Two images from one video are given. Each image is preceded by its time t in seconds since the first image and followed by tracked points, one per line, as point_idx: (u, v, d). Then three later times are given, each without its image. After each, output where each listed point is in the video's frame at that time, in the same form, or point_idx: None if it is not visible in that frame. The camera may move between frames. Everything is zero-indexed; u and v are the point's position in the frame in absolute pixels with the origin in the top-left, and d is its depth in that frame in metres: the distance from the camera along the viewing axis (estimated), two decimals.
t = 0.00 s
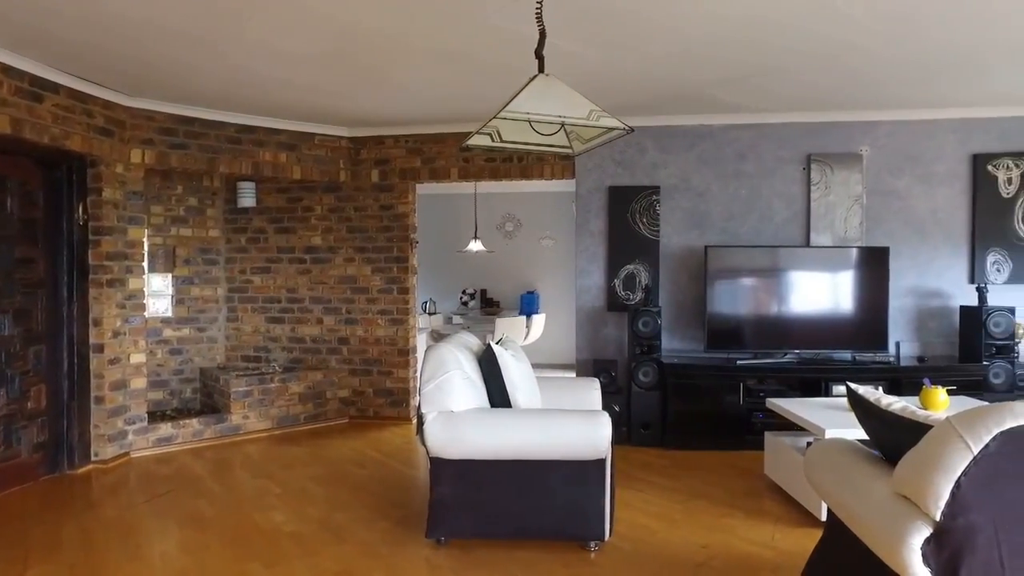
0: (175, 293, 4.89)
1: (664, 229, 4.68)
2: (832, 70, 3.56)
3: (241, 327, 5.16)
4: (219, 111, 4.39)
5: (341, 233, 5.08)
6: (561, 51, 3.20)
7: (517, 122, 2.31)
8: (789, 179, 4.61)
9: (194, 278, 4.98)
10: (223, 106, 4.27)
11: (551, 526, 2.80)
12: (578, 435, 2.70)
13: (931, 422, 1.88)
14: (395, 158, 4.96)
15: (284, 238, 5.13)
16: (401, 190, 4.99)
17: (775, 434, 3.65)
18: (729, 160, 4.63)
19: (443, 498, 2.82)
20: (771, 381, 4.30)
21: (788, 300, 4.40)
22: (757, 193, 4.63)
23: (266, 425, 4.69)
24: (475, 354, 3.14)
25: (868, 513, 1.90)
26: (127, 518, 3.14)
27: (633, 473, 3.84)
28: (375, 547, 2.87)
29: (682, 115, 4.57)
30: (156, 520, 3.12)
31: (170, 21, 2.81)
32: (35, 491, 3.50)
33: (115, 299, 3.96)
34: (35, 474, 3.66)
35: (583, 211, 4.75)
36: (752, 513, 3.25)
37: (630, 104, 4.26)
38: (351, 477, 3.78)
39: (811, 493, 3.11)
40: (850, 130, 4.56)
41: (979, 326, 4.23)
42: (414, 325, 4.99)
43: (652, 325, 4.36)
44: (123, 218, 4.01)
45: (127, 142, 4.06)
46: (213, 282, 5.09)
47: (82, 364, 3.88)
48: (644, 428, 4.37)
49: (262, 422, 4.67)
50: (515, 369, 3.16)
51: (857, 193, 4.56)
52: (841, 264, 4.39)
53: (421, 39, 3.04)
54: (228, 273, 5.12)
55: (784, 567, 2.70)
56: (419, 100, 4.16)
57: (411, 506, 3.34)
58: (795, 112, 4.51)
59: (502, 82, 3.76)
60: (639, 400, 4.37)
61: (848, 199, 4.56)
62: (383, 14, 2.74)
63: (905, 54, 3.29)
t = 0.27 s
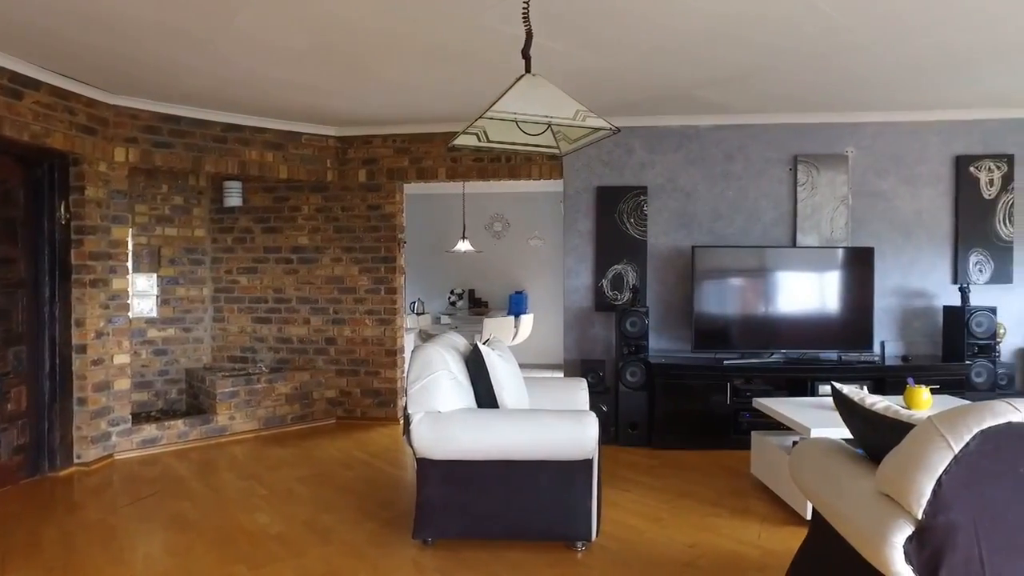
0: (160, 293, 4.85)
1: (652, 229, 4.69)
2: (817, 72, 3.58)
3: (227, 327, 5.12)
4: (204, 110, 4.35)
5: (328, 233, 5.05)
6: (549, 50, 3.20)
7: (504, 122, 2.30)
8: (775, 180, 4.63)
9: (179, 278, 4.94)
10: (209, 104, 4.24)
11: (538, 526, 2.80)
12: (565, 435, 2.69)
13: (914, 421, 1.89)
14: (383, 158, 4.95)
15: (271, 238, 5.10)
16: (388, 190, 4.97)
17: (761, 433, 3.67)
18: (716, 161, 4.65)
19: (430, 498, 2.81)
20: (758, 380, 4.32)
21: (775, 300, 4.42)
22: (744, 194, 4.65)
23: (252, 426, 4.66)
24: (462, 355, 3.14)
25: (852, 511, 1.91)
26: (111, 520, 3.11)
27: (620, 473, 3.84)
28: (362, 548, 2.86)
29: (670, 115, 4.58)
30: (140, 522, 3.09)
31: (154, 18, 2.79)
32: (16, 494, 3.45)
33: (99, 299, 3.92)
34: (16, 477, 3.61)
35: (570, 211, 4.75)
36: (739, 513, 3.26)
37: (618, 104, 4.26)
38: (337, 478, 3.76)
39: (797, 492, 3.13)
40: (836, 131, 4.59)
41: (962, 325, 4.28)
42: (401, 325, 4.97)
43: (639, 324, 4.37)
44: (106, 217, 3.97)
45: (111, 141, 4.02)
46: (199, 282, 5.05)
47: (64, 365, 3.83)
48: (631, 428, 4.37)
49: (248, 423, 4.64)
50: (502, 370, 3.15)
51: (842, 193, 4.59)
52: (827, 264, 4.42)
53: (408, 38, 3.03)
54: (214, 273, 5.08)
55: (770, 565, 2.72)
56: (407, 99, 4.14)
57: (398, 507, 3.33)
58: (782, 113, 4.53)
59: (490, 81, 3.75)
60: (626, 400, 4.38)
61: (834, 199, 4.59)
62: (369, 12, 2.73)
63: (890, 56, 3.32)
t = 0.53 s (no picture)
0: (145, 293, 4.80)
1: (639, 229, 4.71)
2: (802, 73, 3.60)
3: (213, 327, 5.08)
4: (189, 108, 4.31)
5: (315, 233, 5.02)
6: (535, 50, 3.20)
7: (489, 122, 2.30)
8: (762, 181, 4.66)
9: (164, 278, 4.89)
10: (193, 103, 4.21)
11: (525, 527, 2.80)
12: (552, 436, 2.70)
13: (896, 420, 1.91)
14: (370, 157, 4.93)
15: (257, 238, 5.07)
16: (376, 190, 4.95)
17: (748, 433, 3.69)
18: (703, 161, 4.67)
19: (416, 499, 2.81)
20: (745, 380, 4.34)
21: (762, 300, 4.45)
22: (731, 195, 4.67)
23: (239, 427, 4.63)
24: (449, 355, 3.13)
25: (835, 509, 1.93)
26: (93, 523, 3.07)
27: (607, 473, 3.85)
28: (348, 549, 2.85)
29: (657, 116, 4.59)
30: (123, 525, 3.06)
31: (136, 15, 2.76)
32: None
33: (81, 299, 3.88)
34: None
35: (558, 211, 4.76)
36: (725, 512, 3.27)
37: (605, 104, 4.27)
38: (324, 479, 3.74)
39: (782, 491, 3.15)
40: (822, 132, 4.62)
41: (945, 325, 4.32)
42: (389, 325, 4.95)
43: (626, 324, 4.38)
44: (89, 216, 3.93)
45: (94, 139, 3.98)
46: (185, 282, 5.01)
47: (46, 366, 3.78)
48: (618, 428, 4.38)
49: (234, 424, 4.60)
50: (489, 370, 3.15)
51: (828, 194, 4.62)
52: (813, 264, 4.45)
53: (394, 37, 3.01)
54: (200, 273, 5.04)
55: (755, 564, 2.73)
56: (394, 99, 4.13)
57: (384, 508, 3.32)
58: (768, 114, 4.56)
59: (477, 81, 3.74)
60: (614, 400, 4.39)
61: (820, 200, 4.62)
62: (354, 11, 2.71)
63: (874, 58, 3.35)
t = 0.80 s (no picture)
0: (130, 293, 4.74)
1: (627, 229, 4.72)
2: (787, 74, 3.63)
3: (199, 328, 5.05)
4: (175, 107, 4.28)
5: (302, 233, 5.00)
6: (523, 50, 3.20)
7: (476, 122, 2.30)
8: (748, 181, 4.68)
9: (150, 278, 4.85)
10: (179, 102, 4.17)
11: (512, 527, 2.80)
12: (539, 435, 2.70)
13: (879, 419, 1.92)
14: (358, 157, 4.91)
15: (244, 238, 5.04)
16: (363, 189, 4.94)
17: (737, 432, 3.69)
18: (690, 162, 4.69)
19: (404, 499, 2.80)
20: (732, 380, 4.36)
21: (748, 300, 4.47)
22: (718, 195, 4.69)
23: (225, 427, 4.60)
24: (436, 355, 3.13)
25: (819, 508, 1.94)
26: (75, 527, 3.04)
27: (595, 473, 3.85)
28: (335, 551, 2.84)
29: (645, 116, 4.61)
30: (107, 528, 3.03)
31: (119, 12, 2.73)
32: None
33: (64, 299, 3.84)
34: None
35: (546, 211, 4.76)
36: (712, 511, 3.29)
37: (593, 104, 4.28)
38: (310, 480, 3.73)
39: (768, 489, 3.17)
40: (808, 133, 4.66)
41: (929, 325, 4.37)
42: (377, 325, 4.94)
43: (614, 324, 4.39)
44: (71, 216, 3.89)
45: (77, 138, 3.94)
46: (171, 282, 4.97)
47: (27, 368, 3.73)
48: (606, 428, 4.39)
49: (221, 425, 4.57)
50: (476, 370, 3.15)
51: (814, 195, 4.65)
52: (800, 264, 4.48)
53: (380, 36, 3.00)
54: (186, 273, 5.01)
55: (741, 563, 2.74)
56: (382, 98, 4.12)
57: (372, 508, 3.31)
58: (755, 115, 4.58)
59: (465, 80, 3.74)
60: (602, 399, 4.40)
61: (806, 200, 4.66)
62: (341, 10, 2.70)
63: (859, 60, 3.38)
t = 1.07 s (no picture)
0: (116, 293, 4.71)
1: (616, 230, 4.73)
2: (775, 75, 3.65)
3: (187, 328, 5.01)
4: (162, 105, 4.25)
5: (291, 233, 4.98)
6: (511, 50, 3.21)
7: (464, 122, 2.30)
8: (737, 182, 4.71)
9: (137, 277, 4.81)
10: (166, 100, 4.15)
11: (501, 527, 2.80)
12: (527, 435, 2.70)
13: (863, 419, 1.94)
14: (347, 156, 4.90)
15: (232, 237, 5.01)
16: (352, 189, 4.92)
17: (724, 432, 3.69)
18: (679, 162, 4.70)
19: (392, 500, 2.80)
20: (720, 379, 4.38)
21: (737, 300, 4.49)
22: (706, 195, 4.71)
23: (213, 428, 4.57)
24: (424, 355, 3.12)
25: (804, 507, 1.96)
26: (60, 529, 3.01)
27: (584, 473, 3.86)
28: (322, 552, 2.83)
29: (634, 116, 4.62)
30: (91, 531, 3.00)
31: (104, 10, 2.71)
32: None
33: (49, 299, 3.81)
34: None
35: (535, 211, 4.76)
36: (701, 510, 3.30)
37: (582, 104, 4.28)
38: (298, 480, 3.71)
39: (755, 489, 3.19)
40: (795, 134, 4.68)
41: (915, 324, 4.40)
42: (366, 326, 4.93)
43: (603, 324, 4.40)
44: (56, 215, 3.86)
45: (62, 136, 3.91)
46: (158, 282, 4.93)
47: (12, 370, 3.67)
48: (595, 428, 4.40)
49: (209, 426, 4.54)
50: (464, 370, 3.14)
51: (802, 196, 4.68)
52: (788, 264, 4.51)
53: (369, 35, 2.99)
54: (174, 273, 4.98)
55: (729, 562, 2.75)
56: (371, 98, 4.11)
57: (360, 509, 3.30)
58: (743, 116, 4.60)
59: (454, 80, 3.74)
60: (591, 399, 4.41)
61: (793, 201, 4.68)
62: (328, 9, 2.69)
63: (845, 61, 3.40)
